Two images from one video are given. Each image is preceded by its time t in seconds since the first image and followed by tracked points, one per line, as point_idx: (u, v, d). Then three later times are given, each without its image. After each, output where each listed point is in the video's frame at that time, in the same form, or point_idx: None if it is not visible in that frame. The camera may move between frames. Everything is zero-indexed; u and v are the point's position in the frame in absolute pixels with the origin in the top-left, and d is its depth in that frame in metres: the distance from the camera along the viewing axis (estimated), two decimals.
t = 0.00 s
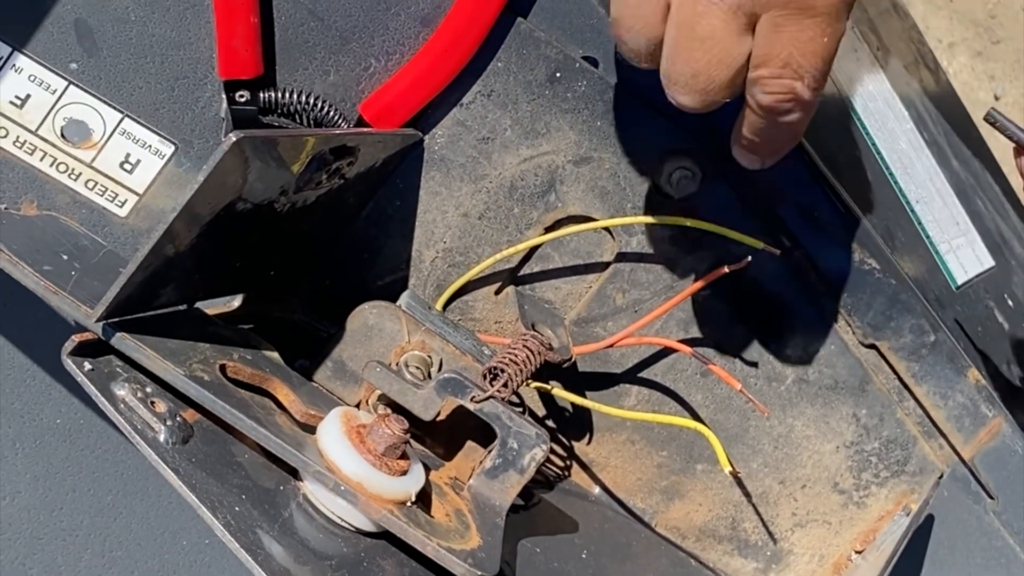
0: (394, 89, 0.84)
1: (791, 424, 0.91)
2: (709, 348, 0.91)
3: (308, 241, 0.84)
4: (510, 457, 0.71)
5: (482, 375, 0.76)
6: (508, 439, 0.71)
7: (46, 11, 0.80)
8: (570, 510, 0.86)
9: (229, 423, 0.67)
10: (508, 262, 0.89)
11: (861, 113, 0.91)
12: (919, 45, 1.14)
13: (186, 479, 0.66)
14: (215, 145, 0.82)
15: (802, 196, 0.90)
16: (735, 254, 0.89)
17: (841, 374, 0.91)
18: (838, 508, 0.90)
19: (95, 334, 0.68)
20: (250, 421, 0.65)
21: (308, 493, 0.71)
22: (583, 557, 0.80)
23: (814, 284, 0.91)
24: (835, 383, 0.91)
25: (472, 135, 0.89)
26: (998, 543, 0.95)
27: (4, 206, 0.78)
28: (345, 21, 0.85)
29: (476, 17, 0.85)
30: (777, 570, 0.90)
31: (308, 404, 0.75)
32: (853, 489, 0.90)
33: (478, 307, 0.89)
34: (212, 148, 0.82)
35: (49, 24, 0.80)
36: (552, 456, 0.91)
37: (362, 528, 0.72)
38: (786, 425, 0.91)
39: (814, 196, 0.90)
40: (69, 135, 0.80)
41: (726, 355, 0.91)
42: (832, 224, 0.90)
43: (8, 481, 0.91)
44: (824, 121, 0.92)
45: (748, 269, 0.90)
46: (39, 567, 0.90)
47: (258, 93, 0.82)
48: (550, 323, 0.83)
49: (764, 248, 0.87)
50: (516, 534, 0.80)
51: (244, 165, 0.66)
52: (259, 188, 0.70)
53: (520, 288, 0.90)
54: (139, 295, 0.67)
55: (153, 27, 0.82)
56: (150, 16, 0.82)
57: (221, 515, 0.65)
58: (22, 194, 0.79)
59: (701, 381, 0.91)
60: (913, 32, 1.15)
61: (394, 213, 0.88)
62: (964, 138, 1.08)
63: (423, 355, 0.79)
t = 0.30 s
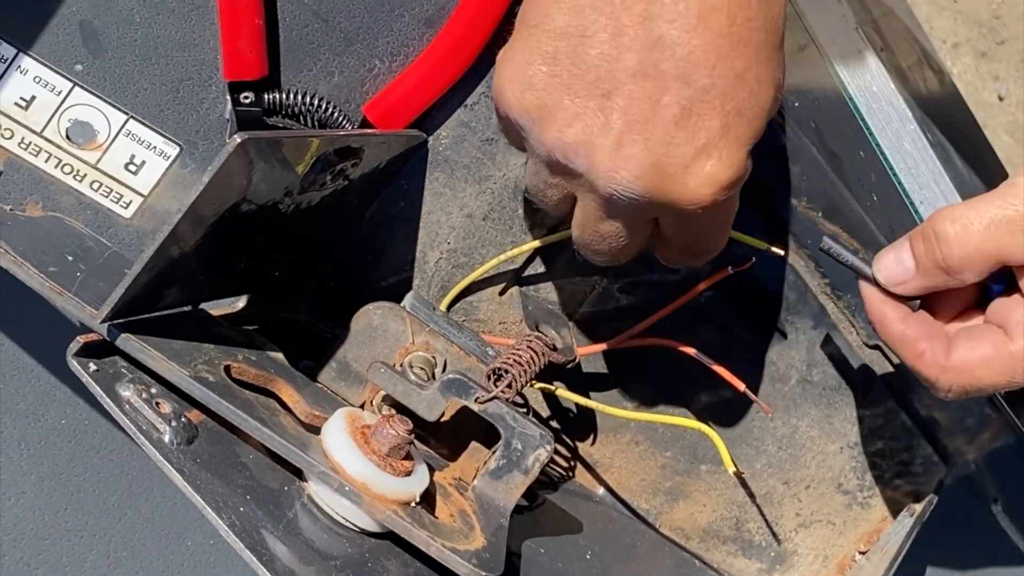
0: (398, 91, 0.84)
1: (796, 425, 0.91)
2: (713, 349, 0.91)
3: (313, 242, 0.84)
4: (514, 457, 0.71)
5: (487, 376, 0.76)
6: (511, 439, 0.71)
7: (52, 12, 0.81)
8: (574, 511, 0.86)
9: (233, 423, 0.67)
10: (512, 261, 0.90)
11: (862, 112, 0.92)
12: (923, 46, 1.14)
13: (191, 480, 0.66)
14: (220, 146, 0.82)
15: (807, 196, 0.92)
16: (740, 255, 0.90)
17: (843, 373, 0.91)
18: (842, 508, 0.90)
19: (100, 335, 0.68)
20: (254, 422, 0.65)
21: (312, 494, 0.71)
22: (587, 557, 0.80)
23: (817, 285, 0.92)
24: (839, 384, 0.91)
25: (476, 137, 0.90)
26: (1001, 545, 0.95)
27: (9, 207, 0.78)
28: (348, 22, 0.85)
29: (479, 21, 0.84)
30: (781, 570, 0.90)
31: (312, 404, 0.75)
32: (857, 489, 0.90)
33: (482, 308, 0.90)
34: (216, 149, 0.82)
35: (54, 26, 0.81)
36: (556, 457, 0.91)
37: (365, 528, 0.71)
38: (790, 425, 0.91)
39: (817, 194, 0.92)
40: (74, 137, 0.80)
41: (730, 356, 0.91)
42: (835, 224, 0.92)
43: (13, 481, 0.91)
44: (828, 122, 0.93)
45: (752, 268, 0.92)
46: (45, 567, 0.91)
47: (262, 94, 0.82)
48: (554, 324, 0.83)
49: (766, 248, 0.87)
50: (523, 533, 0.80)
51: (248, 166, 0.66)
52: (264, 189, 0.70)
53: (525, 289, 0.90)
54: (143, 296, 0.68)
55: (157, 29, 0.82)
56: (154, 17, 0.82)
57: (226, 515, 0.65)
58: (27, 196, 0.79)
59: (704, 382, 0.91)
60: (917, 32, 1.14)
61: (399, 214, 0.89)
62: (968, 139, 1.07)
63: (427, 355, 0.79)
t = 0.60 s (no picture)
0: (401, 89, 0.84)
1: (797, 423, 0.91)
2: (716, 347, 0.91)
3: (315, 241, 0.84)
4: (517, 455, 0.72)
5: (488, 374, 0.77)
6: (513, 438, 0.72)
7: (55, 11, 0.81)
8: (576, 509, 0.86)
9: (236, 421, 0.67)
10: (514, 258, 0.90)
11: (866, 112, 0.92)
12: (925, 43, 1.14)
13: (194, 477, 0.66)
14: (222, 145, 0.82)
15: (809, 195, 0.91)
16: (741, 253, 0.89)
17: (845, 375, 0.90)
18: (844, 507, 0.90)
19: (102, 333, 0.68)
20: (256, 419, 0.65)
21: (314, 491, 0.72)
22: (589, 555, 0.80)
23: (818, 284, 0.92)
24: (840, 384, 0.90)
25: (478, 135, 0.90)
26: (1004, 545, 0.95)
27: (12, 206, 0.78)
28: (351, 21, 0.86)
29: (480, 21, 0.84)
30: (782, 569, 0.90)
31: (315, 402, 0.75)
32: (859, 488, 0.89)
33: (484, 306, 0.90)
34: (219, 147, 0.82)
35: (57, 24, 0.81)
36: (558, 455, 0.91)
37: (368, 526, 0.72)
38: (792, 424, 0.91)
39: (820, 194, 0.90)
40: (77, 135, 0.80)
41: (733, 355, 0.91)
42: (837, 223, 0.90)
43: (16, 479, 0.91)
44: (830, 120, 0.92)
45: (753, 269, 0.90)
46: (48, 564, 0.90)
47: (265, 92, 0.82)
48: (556, 322, 0.83)
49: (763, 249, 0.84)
50: (523, 530, 0.80)
51: (251, 165, 0.66)
52: (266, 187, 0.70)
53: (526, 285, 0.90)
54: (146, 294, 0.68)
55: (160, 27, 0.82)
56: (156, 16, 0.82)
57: (228, 512, 0.65)
58: (30, 194, 0.79)
59: (707, 381, 0.91)
60: (920, 31, 1.14)
61: (401, 212, 0.89)
62: (970, 138, 1.07)
63: (429, 354, 0.79)
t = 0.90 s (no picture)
0: (402, 88, 0.84)
1: (798, 422, 0.91)
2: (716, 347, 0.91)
3: (316, 241, 0.84)
4: (517, 455, 0.72)
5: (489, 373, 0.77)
6: (514, 437, 0.72)
7: (57, 10, 0.81)
8: (577, 508, 0.86)
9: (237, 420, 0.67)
10: (515, 258, 0.90)
11: (866, 111, 0.93)
12: (926, 43, 1.14)
13: (195, 476, 0.66)
14: (223, 144, 0.82)
15: (809, 194, 0.90)
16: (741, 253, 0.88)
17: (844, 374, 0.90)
18: (844, 506, 0.90)
19: (104, 332, 0.69)
20: (257, 418, 0.65)
21: (316, 490, 0.72)
22: (590, 554, 0.80)
23: (819, 283, 0.92)
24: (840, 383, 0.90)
25: (479, 134, 0.90)
26: (1004, 544, 0.96)
27: (13, 205, 0.78)
28: (352, 21, 0.86)
29: (481, 21, 0.84)
30: (783, 568, 0.90)
31: (316, 401, 0.76)
32: (859, 487, 0.89)
33: (484, 305, 0.90)
34: (220, 147, 0.83)
35: (59, 23, 0.81)
36: (558, 454, 0.91)
37: (369, 524, 0.72)
38: (792, 423, 0.91)
39: (820, 194, 0.89)
40: (79, 135, 0.80)
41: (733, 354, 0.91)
42: (837, 223, 0.90)
43: (17, 478, 0.91)
44: (831, 120, 0.92)
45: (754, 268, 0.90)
46: (49, 563, 0.91)
47: (267, 92, 0.83)
48: (557, 322, 0.83)
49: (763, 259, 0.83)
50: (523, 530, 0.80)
51: (252, 164, 0.66)
52: (268, 187, 0.71)
53: (526, 285, 0.90)
54: (147, 293, 0.68)
55: (161, 27, 0.82)
56: (158, 16, 0.82)
57: (229, 511, 0.66)
58: (31, 193, 0.79)
59: (707, 379, 0.91)
60: (920, 31, 1.14)
61: (402, 212, 0.89)
62: (970, 137, 1.07)
63: (430, 353, 0.80)
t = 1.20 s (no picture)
0: (402, 84, 0.84)
1: (797, 418, 0.91)
2: (716, 343, 0.91)
3: (315, 238, 0.84)
4: (516, 451, 0.72)
5: (488, 369, 0.77)
6: (513, 433, 0.72)
7: (56, 7, 0.81)
8: (577, 505, 0.86)
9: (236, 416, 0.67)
10: (514, 255, 0.90)
11: (865, 108, 0.94)
12: (924, 40, 1.15)
13: (195, 472, 0.66)
14: (222, 141, 0.82)
15: (808, 191, 0.90)
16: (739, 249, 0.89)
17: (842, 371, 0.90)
18: (843, 502, 0.90)
19: (104, 328, 0.69)
20: (256, 414, 0.65)
21: (315, 486, 0.72)
22: (589, 550, 0.81)
23: (818, 279, 0.92)
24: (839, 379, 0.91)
25: (478, 131, 0.90)
26: (1002, 540, 0.96)
27: (12, 202, 0.78)
28: (351, 17, 0.86)
29: (481, 16, 0.84)
30: (782, 564, 0.91)
31: (315, 397, 0.76)
32: (858, 483, 0.89)
33: (484, 302, 0.90)
34: (219, 143, 0.83)
35: (58, 20, 0.81)
36: (558, 450, 0.91)
37: (368, 520, 0.72)
38: (790, 420, 0.91)
39: (819, 190, 0.89)
40: (78, 131, 0.80)
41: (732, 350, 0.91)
42: (836, 219, 0.90)
43: (17, 474, 0.91)
44: (829, 116, 0.92)
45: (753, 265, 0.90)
46: (48, 559, 0.91)
47: (266, 88, 0.83)
48: (555, 318, 0.83)
49: (760, 256, 0.83)
50: (523, 526, 0.80)
51: (251, 161, 0.66)
52: (267, 183, 0.71)
53: (525, 281, 0.90)
54: (147, 289, 0.68)
55: (160, 23, 0.82)
56: (157, 12, 0.82)
57: (229, 507, 0.66)
58: (30, 190, 0.79)
59: (705, 375, 0.91)
60: (919, 28, 1.14)
61: (401, 208, 0.89)
62: (968, 135, 1.07)
63: (429, 349, 0.80)
